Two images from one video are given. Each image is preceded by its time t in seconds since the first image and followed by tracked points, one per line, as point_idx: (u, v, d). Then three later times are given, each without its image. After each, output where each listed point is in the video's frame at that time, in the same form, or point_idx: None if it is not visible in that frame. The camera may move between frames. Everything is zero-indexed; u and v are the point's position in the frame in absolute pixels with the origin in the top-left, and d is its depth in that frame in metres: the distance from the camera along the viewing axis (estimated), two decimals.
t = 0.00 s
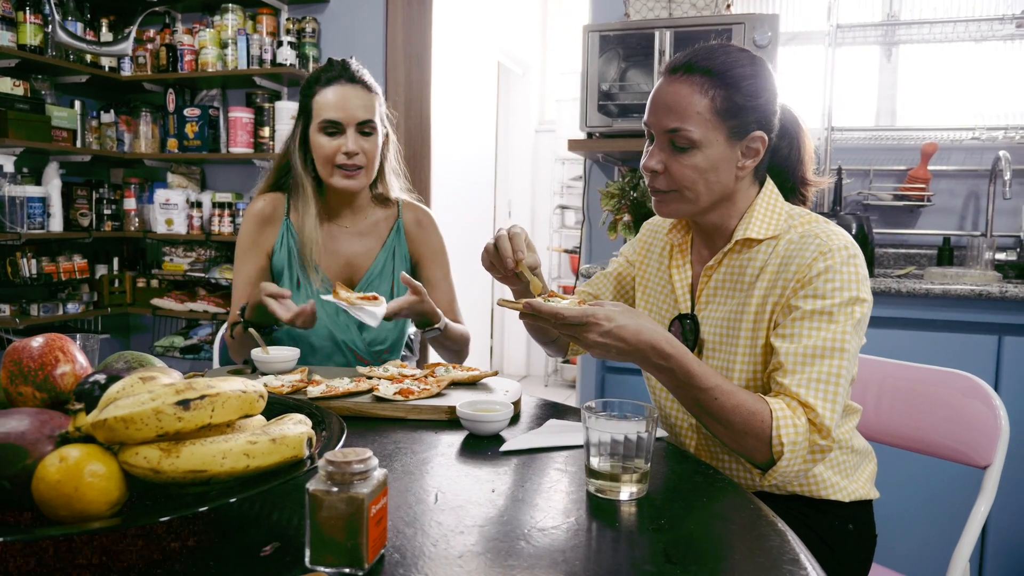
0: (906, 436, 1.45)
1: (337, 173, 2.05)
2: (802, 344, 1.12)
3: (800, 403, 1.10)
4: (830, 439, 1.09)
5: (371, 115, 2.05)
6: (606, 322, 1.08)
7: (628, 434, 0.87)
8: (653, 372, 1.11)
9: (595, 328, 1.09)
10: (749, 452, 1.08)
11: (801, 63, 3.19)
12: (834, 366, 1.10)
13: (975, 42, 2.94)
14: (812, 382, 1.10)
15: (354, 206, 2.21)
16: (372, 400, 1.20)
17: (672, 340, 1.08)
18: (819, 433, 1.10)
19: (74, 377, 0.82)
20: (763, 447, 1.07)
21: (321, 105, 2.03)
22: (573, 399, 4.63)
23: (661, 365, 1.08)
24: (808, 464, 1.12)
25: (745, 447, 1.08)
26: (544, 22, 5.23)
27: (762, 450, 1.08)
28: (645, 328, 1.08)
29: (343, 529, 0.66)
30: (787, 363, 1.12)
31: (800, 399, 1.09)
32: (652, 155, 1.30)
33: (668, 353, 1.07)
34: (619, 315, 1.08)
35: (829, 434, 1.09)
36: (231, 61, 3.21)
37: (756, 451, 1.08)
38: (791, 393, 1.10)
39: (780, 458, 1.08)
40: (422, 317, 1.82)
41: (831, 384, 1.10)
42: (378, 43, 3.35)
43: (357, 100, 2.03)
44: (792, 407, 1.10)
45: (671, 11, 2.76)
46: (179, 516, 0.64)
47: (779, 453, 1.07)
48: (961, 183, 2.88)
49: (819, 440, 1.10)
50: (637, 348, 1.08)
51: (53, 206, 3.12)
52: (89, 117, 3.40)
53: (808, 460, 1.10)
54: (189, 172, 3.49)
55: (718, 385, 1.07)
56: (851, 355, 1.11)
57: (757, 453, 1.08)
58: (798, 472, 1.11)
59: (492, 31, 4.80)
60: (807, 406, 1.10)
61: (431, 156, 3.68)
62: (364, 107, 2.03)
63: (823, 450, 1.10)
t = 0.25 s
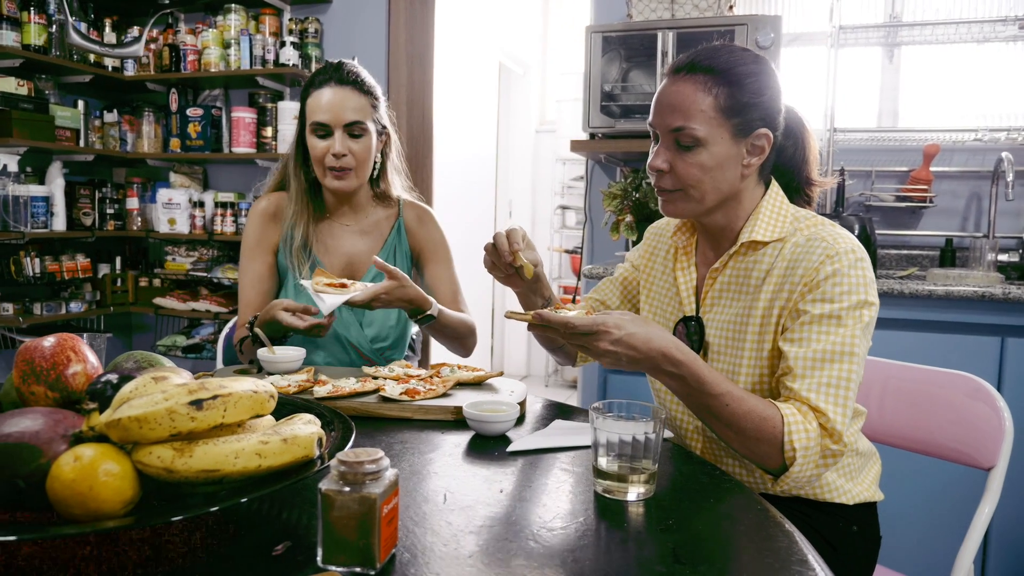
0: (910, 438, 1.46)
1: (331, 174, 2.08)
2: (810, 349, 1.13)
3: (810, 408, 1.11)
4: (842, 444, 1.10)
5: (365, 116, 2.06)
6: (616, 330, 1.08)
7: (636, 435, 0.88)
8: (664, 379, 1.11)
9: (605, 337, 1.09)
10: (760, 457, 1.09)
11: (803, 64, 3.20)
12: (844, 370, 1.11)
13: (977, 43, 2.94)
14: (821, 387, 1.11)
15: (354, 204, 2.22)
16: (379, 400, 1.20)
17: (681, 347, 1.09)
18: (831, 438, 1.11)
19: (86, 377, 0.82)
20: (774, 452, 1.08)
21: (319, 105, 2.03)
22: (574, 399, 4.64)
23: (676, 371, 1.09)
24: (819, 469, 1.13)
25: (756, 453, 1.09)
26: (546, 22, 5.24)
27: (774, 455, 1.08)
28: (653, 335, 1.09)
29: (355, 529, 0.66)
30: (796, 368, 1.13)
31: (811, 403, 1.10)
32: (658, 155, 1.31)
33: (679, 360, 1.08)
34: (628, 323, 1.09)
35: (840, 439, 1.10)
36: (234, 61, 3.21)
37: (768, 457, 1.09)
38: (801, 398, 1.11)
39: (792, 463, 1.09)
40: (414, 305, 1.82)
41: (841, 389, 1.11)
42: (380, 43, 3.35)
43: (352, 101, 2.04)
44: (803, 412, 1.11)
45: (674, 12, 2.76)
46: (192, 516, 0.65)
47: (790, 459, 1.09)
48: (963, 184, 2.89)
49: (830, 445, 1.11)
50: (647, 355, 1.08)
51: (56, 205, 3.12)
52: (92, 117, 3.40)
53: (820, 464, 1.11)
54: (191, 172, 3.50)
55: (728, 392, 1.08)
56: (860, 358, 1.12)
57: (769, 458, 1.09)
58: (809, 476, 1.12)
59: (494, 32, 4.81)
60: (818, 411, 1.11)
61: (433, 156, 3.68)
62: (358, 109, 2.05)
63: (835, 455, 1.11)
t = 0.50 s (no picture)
0: (918, 440, 1.46)
1: (337, 177, 2.07)
2: (833, 353, 1.13)
3: (840, 414, 1.11)
4: (872, 447, 1.11)
5: (372, 120, 2.07)
6: (656, 342, 1.04)
7: (644, 436, 0.89)
8: (701, 391, 1.09)
9: (645, 350, 1.04)
10: (794, 465, 1.09)
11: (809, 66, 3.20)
12: (869, 374, 1.11)
13: (984, 46, 2.94)
14: (848, 392, 1.11)
15: (359, 207, 2.23)
16: (388, 401, 1.21)
17: (720, 359, 1.06)
18: (861, 442, 1.11)
19: (102, 377, 0.84)
20: (810, 459, 1.08)
21: (328, 108, 2.05)
22: (579, 401, 4.64)
23: (712, 383, 1.06)
24: (851, 473, 1.13)
25: (792, 460, 1.08)
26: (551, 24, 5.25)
27: (809, 463, 1.08)
28: (694, 347, 1.05)
29: (369, 527, 0.67)
30: (822, 374, 1.12)
31: (840, 409, 1.10)
32: (661, 166, 1.32)
33: (718, 372, 1.06)
34: (666, 335, 1.05)
35: (870, 442, 1.11)
36: (242, 63, 3.23)
37: (804, 464, 1.09)
38: (830, 403, 1.11)
39: (827, 470, 1.09)
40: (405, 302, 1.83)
41: (868, 393, 1.11)
42: (387, 45, 3.37)
43: (359, 104, 2.06)
44: (834, 418, 1.10)
45: (680, 15, 2.77)
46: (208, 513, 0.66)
47: (826, 466, 1.08)
48: (970, 187, 2.88)
49: (862, 449, 1.11)
50: (687, 367, 1.05)
51: (66, 206, 3.14)
52: (101, 119, 3.43)
53: (851, 469, 1.12)
54: (199, 173, 3.52)
55: (765, 402, 1.06)
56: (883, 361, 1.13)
57: (803, 466, 1.09)
58: (843, 481, 1.12)
59: (500, 34, 4.82)
60: (848, 416, 1.11)
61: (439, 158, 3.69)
62: (365, 112, 2.06)
63: (865, 458, 1.12)
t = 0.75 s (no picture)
0: (927, 443, 1.46)
1: (343, 180, 2.11)
2: (841, 356, 1.13)
3: (846, 416, 1.11)
4: (877, 451, 1.11)
5: (377, 122, 2.09)
6: (663, 340, 1.05)
7: (649, 436, 0.89)
8: (706, 390, 1.09)
9: (651, 348, 1.05)
10: (800, 467, 1.09)
11: (818, 68, 3.20)
12: (875, 377, 1.12)
13: (995, 48, 2.93)
14: (854, 395, 1.11)
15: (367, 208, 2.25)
16: (396, 400, 1.22)
17: (726, 359, 1.06)
18: (867, 445, 1.11)
19: (116, 375, 0.85)
20: (815, 460, 1.08)
21: (335, 110, 2.06)
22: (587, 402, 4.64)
23: (718, 382, 1.07)
24: (856, 477, 1.13)
25: (797, 462, 1.08)
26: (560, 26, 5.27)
27: (814, 465, 1.08)
28: (700, 346, 1.06)
29: (377, 524, 0.68)
30: (828, 377, 1.13)
31: (846, 411, 1.10)
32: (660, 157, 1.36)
33: (724, 372, 1.06)
34: (673, 333, 1.06)
35: (876, 445, 1.11)
36: (253, 65, 3.26)
37: (809, 467, 1.09)
38: (835, 406, 1.11)
39: (833, 472, 1.09)
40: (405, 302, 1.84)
41: (874, 396, 1.12)
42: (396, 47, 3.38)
43: (365, 106, 2.07)
44: (840, 420, 1.10)
45: (689, 17, 2.78)
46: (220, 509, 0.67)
47: (831, 468, 1.08)
48: (980, 189, 2.87)
49: (868, 451, 1.11)
50: (693, 366, 1.06)
51: (78, 207, 3.17)
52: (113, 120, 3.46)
53: (857, 472, 1.11)
54: (209, 175, 3.55)
55: (771, 402, 1.07)
56: (890, 365, 1.13)
57: (808, 468, 1.09)
58: (847, 484, 1.12)
59: (509, 36, 4.83)
60: (853, 419, 1.11)
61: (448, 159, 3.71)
62: (371, 115, 2.08)
63: (871, 462, 1.11)
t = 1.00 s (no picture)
0: (934, 445, 1.45)
1: (349, 178, 2.11)
2: (842, 358, 1.13)
3: (845, 418, 1.11)
4: (876, 453, 1.10)
5: (385, 121, 2.10)
6: (658, 335, 1.06)
7: (653, 436, 0.90)
8: (701, 386, 1.10)
9: (646, 343, 1.07)
10: (796, 467, 1.10)
11: (828, 70, 3.19)
12: (876, 380, 1.12)
13: (1006, 49, 2.91)
14: (854, 396, 1.11)
15: (374, 208, 2.26)
16: (402, 399, 1.23)
17: (723, 356, 1.07)
18: (866, 447, 1.11)
19: (125, 372, 0.86)
20: (811, 461, 1.08)
21: (341, 109, 2.08)
22: (595, 403, 4.65)
23: (714, 379, 1.07)
24: (853, 479, 1.12)
25: (794, 462, 1.09)
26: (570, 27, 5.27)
27: (810, 465, 1.08)
28: (695, 341, 1.06)
29: (380, 519, 0.68)
30: (828, 377, 1.13)
31: (845, 413, 1.10)
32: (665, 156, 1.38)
33: (719, 369, 1.06)
34: (669, 330, 1.06)
35: (875, 447, 1.11)
36: (264, 66, 3.28)
37: (804, 467, 1.09)
38: (835, 407, 1.11)
39: (828, 473, 1.09)
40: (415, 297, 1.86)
41: (875, 398, 1.11)
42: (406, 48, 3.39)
43: (371, 105, 2.08)
44: (838, 421, 1.11)
45: (698, 18, 2.78)
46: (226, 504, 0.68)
47: (827, 469, 1.08)
48: (991, 192, 2.86)
49: (865, 454, 1.11)
50: (688, 363, 1.06)
51: (90, 206, 3.20)
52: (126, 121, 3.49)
53: (854, 474, 1.11)
54: (220, 175, 3.57)
55: (766, 401, 1.07)
56: (892, 368, 1.13)
57: (803, 469, 1.09)
58: (844, 486, 1.12)
59: (520, 37, 4.84)
60: (853, 421, 1.11)
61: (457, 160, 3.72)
62: (378, 114, 2.09)
63: (869, 465, 1.11)
